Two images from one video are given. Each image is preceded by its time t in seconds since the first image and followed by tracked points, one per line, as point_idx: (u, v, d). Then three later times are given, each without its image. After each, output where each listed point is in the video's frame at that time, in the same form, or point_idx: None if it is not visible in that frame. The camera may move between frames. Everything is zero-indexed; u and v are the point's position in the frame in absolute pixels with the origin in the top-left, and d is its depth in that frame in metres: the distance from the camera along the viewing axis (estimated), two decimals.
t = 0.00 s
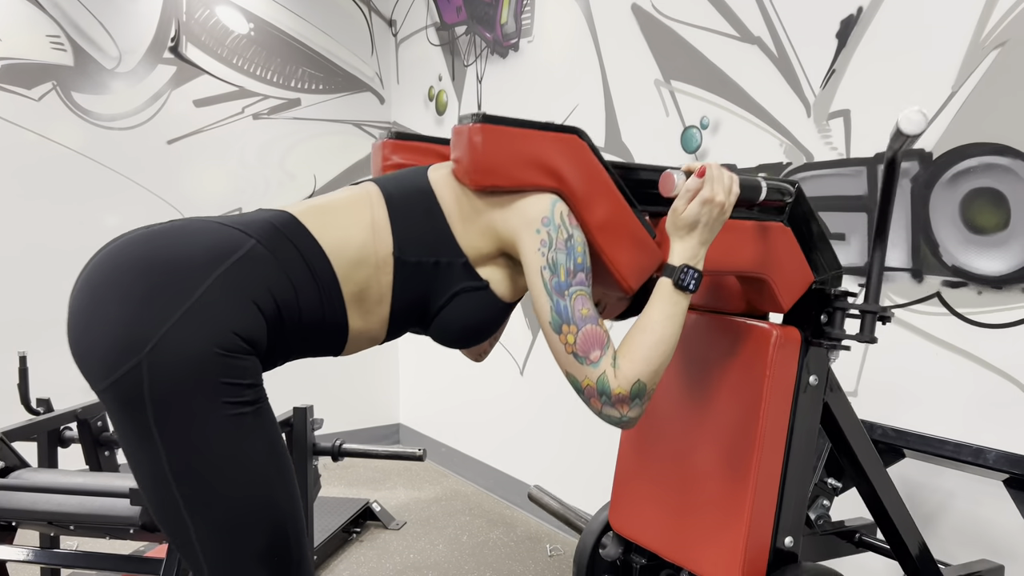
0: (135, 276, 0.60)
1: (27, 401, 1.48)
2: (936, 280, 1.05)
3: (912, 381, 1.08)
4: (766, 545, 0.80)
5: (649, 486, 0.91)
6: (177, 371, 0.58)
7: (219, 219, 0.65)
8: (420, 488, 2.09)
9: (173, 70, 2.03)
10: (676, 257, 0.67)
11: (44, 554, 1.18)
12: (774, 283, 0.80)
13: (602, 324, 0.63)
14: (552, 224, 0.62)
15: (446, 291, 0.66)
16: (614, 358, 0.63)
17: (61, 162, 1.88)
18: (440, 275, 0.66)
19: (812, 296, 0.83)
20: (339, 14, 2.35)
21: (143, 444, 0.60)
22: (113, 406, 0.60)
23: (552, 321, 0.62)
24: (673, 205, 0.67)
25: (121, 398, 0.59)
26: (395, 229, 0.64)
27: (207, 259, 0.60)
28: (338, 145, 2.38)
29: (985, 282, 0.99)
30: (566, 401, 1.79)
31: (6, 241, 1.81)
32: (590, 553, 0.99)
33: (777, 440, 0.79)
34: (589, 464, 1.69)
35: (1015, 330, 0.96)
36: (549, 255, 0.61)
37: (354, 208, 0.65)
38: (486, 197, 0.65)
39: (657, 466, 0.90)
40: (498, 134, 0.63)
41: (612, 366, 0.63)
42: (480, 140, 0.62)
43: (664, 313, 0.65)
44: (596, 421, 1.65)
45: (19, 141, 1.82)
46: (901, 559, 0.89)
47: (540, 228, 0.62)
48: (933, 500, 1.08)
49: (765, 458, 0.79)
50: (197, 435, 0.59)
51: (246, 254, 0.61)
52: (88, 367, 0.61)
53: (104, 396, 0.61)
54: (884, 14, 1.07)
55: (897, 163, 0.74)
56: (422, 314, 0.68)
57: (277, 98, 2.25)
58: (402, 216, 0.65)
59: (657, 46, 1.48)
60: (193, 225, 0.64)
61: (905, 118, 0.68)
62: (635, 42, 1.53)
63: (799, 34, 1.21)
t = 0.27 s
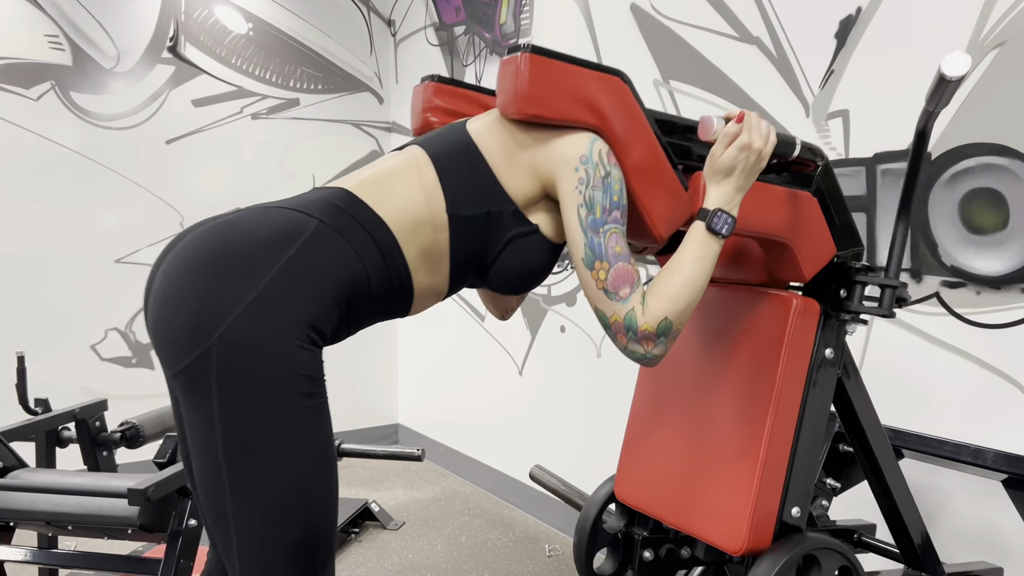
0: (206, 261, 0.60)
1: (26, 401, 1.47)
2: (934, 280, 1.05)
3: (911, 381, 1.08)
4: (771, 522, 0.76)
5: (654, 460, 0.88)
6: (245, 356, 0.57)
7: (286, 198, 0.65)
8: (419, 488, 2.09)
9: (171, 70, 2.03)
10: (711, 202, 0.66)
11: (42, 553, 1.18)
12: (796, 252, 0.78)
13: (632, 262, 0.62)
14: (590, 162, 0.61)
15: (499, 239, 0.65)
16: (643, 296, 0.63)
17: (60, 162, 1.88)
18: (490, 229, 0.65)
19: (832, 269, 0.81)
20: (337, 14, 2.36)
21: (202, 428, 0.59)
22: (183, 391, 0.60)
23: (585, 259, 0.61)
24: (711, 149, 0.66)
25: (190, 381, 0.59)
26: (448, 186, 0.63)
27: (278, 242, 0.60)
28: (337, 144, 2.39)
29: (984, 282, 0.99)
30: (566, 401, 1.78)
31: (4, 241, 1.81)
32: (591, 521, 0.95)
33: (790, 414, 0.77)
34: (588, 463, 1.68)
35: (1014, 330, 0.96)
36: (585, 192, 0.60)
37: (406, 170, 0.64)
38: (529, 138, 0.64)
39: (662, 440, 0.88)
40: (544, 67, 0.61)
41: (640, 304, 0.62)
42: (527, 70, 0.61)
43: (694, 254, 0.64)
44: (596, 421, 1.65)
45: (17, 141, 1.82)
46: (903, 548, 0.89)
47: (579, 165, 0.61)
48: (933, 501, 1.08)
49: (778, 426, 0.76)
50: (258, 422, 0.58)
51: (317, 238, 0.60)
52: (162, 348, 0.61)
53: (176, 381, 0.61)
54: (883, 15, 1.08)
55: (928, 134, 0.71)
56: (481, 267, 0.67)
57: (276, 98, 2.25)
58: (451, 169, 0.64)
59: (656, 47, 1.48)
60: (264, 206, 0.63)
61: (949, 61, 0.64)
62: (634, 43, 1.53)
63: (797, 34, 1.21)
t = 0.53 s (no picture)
0: (294, 266, 0.60)
1: (25, 402, 1.47)
2: (933, 281, 1.05)
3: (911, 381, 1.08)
4: (775, 503, 0.74)
5: (652, 444, 0.87)
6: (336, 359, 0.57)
7: (360, 202, 0.65)
8: (417, 488, 2.09)
9: (170, 70, 2.03)
10: (754, 160, 0.66)
11: (39, 554, 1.18)
12: (818, 226, 0.76)
13: (665, 214, 0.62)
14: (626, 118, 0.61)
15: (555, 205, 0.66)
16: (672, 249, 0.63)
17: (58, 161, 1.88)
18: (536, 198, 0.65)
19: (850, 249, 0.80)
20: (335, 14, 2.36)
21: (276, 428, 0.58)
22: (265, 396, 0.60)
23: (617, 212, 0.61)
24: (754, 106, 0.67)
25: (273, 384, 0.59)
26: (501, 166, 0.63)
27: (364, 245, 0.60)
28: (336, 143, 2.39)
29: (982, 283, 0.98)
30: (564, 401, 1.78)
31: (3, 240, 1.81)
32: (594, 497, 0.95)
33: (798, 398, 0.75)
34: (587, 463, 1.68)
35: (1013, 330, 0.95)
36: (621, 148, 0.60)
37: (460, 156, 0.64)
38: (572, 98, 0.64)
39: (662, 423, 0.87)
40: (590, 16, 0.59)
41: (669, 254, 0.63)
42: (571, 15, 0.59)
43: (730, 211, 0.64)
44: (594, 421, 1.65)
45: (15, 140, 1.82)
46: (903, 540, 0.88)
47: (615, 122, 0.61)
48: (932, 501, 1.08)
49: (790, 403, 0.74)
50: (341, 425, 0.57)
51: (402, 242, 0.61)
52: (250, 353, 0.62)
53: (258, 384, 0.60)
54: (880, 16, 1.08)
55: (954, 115, 0.72)
56: (539, 236, 0.68)
57: (275, 98, 2.25)
58: (500, 150, 0.64)
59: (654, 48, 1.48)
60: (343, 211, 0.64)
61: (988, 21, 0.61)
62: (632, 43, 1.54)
63: (795, 35, 1.21)
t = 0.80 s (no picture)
0: (365, 282, 0.62)
1: (22, 401, 1.47)
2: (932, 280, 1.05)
3: (909, 381, 1.09)
4: (777, 487, 0.74)
5: (654, 433, 0.86)
6: (409, 373, 0.59)
7: (420, 215, 0.67)
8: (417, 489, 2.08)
9: (169, 69, 2.03)
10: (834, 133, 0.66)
11: (36, 554, 1.18)
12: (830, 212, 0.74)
13: (702, 176, 0.64)
14: (649, 90, 0.62)
15: (594, 187, 0.68)
16: (716, 206, 0.64)
17: (57, 161, 1.87)
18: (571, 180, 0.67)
19: (860, 238, 0.78)
20: (335, 14, 2.36)
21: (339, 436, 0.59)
22: (333, 405, 0.61)
23: (652, 181, 0.62)
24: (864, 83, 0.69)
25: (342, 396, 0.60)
26: (537, 166, 0.66)
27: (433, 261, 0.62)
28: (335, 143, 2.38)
29: (981, 282, 0.98)
30: (564, 401, 1.78)
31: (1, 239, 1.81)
32: (597, 482, 0.92)
33: (802, 395, 0.74)
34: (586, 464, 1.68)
35: (1012, 331, 0.95)
36: (647, 120, 0.62)
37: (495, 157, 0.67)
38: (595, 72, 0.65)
39: (663, 412, 0.86)
40: None
41: (713, 213, 0.64)
42: None
43: (794, 177, 0.64)
44: (593, 421, 1.65)
45: (13, 140, 1.81)
46: (903, 535, 0.87)
47: (638, 96, 0.62)
48: (931, 501, 1.08)
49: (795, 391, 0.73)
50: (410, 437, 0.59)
51: (469, 260, 0.63)
52: (322, 367, 0.63)
53: (329, 394, 0.62)
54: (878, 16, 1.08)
55: (969, 104, 0.72)
56: (583, 214, 0.71)
57: (274, 97, 2.25)
58: (534, 147, 0.66)
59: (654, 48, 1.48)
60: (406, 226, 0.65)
61: None
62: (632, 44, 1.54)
63: (795, 35, 1.22)
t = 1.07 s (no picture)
0: (410, 281, 0.63)
1: (22, 400, 1.47)
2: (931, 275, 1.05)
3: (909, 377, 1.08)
4: (782, 470, 0.74)
5: (656, 417, 0.87)
6: (455, 367, 0.60)
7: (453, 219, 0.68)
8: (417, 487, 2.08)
9: (166, 68, 2.02)
10: (948, 87, 0.62)
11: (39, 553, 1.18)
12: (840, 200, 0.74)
13: (751, 118, 0.63)
14: (673, 55, 0.63)
15: (617, 167, 0.69)
16: (776, 140, 0.63)
17: (54, 160, 1.87)
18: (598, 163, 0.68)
19: (867, 225, 0.78)
20: (333, 12, 2.36)
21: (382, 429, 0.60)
22: (377, 403, 0.62)
23: (702, 134, 0.62)
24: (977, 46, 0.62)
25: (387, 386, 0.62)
26: (558, 153, 0.67)
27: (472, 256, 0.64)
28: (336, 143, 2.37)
29: (980, 277, 0.98)
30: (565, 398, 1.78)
31: None
32: (600, 466, 0.92)
33: (805, 390, 0.74)
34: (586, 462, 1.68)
35: (1013, 325, 0.95)
36: (679, 80, 0.62)
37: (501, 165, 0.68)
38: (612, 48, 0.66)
39: (668, 399, 0.87)
40: None
41: (777, 145, 0.62)
42: None
43: (896, 120, 0.62)
44: (593, 420, 1.65)
45: (11, 139, 1.81)
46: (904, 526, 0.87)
47: (663, 62, 0.62)
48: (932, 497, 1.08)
49: (800, 376, 0.73)
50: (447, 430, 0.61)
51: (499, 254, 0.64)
52: (367, 364, 0.65)
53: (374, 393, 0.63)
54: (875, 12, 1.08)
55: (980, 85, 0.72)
56: (607, 190, 0.71)
57: (271, 96, 2.25)
58: (555, 136, 0.67)
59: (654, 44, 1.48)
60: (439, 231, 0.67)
61: None
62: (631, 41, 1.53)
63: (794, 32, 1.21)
